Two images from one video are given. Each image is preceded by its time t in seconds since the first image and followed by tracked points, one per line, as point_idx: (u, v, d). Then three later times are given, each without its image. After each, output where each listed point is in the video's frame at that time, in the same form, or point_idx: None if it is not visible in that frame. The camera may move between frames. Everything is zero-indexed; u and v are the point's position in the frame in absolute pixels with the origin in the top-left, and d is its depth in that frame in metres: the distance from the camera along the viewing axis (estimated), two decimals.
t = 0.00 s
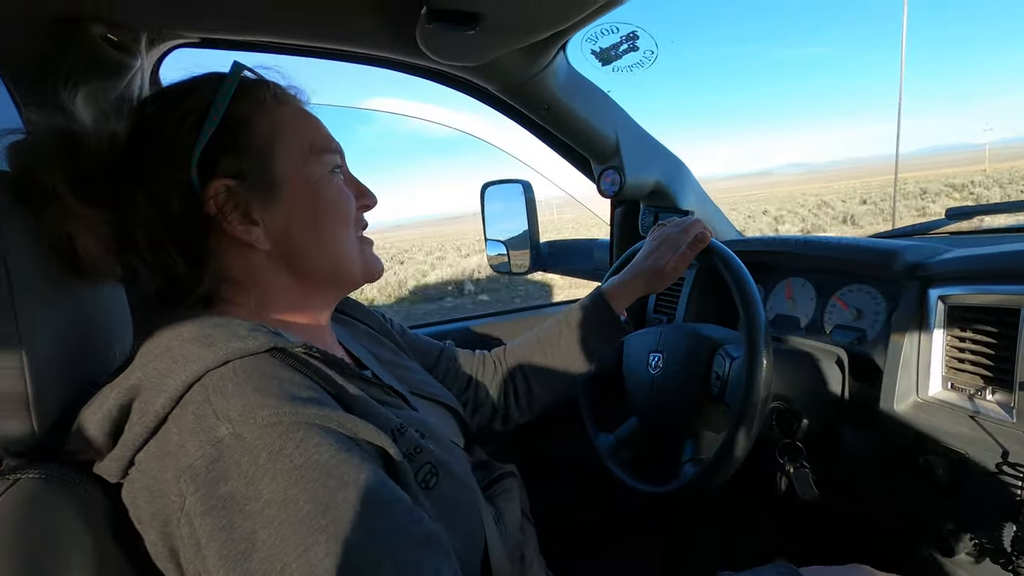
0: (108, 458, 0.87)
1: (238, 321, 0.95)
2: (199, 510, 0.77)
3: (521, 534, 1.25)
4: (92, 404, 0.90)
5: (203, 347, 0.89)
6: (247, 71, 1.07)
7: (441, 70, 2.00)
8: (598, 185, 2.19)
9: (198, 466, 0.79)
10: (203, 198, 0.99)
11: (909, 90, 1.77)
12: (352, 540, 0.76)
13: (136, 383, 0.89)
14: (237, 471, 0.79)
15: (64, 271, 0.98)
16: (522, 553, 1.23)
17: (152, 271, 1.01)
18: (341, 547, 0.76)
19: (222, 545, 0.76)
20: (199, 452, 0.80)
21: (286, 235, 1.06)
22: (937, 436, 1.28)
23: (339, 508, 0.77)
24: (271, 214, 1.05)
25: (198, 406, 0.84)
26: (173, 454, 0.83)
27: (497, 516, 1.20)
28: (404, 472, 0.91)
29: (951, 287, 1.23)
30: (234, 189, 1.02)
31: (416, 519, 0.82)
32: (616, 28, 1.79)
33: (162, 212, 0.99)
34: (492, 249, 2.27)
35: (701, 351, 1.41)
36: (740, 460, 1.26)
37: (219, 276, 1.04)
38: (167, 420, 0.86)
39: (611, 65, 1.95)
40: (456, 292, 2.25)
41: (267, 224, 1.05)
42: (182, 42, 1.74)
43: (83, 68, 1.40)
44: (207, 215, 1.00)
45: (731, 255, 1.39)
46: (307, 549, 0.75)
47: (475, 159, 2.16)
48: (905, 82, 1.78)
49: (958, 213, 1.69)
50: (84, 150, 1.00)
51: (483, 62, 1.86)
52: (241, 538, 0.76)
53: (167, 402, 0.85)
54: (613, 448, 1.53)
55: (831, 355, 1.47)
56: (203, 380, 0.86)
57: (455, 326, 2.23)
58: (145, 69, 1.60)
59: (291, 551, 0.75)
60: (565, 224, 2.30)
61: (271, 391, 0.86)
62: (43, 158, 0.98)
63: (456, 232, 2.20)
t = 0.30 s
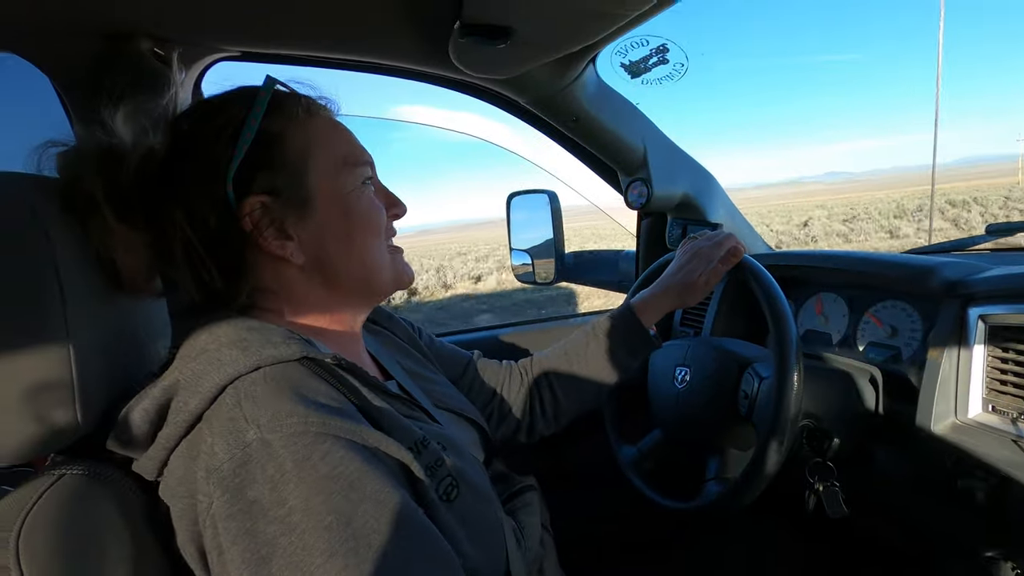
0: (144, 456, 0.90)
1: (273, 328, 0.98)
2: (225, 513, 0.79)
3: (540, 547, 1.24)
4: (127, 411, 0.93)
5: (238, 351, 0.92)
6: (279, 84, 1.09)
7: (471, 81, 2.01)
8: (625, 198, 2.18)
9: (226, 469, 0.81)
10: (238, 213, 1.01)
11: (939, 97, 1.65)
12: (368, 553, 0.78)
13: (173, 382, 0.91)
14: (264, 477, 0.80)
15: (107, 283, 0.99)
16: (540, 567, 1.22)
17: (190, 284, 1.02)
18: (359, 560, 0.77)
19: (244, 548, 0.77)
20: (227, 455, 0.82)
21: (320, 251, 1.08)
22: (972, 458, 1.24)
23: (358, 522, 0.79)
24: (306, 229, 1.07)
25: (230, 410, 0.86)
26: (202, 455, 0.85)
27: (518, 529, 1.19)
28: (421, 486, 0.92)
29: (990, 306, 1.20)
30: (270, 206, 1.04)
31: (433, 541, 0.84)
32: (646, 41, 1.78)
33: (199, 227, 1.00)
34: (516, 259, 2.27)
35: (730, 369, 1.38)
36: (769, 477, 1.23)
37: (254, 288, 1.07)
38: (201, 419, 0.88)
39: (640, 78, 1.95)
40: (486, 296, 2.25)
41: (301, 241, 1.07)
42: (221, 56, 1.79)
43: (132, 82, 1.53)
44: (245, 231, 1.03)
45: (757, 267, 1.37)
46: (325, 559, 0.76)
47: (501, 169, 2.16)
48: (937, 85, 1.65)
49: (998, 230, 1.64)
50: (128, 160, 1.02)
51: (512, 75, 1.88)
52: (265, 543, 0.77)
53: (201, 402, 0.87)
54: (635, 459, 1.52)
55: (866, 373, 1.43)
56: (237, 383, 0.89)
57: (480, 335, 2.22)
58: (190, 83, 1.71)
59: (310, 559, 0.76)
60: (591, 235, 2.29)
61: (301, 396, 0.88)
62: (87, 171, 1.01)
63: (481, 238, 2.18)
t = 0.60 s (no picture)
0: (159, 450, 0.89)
1: (294, 330, 0.97)
2: (233, 512, 0.77)
3: (545, 550, 1.23)
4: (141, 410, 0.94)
5: (256, 350, 0.90)
6: (299, 87, 1.07)
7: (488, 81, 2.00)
8: (640, 199, 2.16)
9: (236, 468, 0.80)
10: (257, 220, 1.00)
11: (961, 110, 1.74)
12: (375, 559, 0.76)
13: (191, 377, 0.91)
14: (275, 477, 0.79)
15: (121, 286, 0.99)
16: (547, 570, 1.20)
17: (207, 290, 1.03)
18: (366, 565, 0.75)
19: (252, 549, 0.75)
20: (239, 454, 0.81)
21: (338, 259, 1.06)
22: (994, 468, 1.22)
23: (366, 527, 0.78)
24: (324, 238, 1.05)
25: (244, 408, 0.85)
26: (216, 452, 0.84)
27: (528, 536, 1.18)
28: (432, 492, 0.90)
29: (1017, 313, 1.19)
30: (287, 216, 1.02)
31: (441, 549, 0.83)
32: (662, 41, 1.76)
33: (218, 239, 1.00)
34: (527, 259, 2.23)
35: (744, 373, 1.36)
36: (787, 479, 1.21)
37: (271, 296, 1.06)
38: (215, 416, 0.87)
39: (656, 78, 1.93)
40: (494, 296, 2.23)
41: (319, 250, 1.05)
42: (238, 53, 1.79)
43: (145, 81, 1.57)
44: (261, 241, 1.02)
45: (781, 276, 1.33)
46: (331, 562, 0.75)
47: (514, 168, 2.15)
48: (960, 95, 1.74)
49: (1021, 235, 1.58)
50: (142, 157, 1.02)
51: (527, 74, 1.87)
52: (272, 544, 0.76)
53: (217, 398, 0.87)
54: (645, 464, 1.50)
55: (885, 381, 1.41)
56: (252, 382, 0.88)
57: (486, 334, 2.22)
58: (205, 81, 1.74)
59: (317, 563, 0.75)
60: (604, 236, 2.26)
61: (315, 397, 0.87)
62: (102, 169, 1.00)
63: (491, 236, 2.16)
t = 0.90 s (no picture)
0: (177, 445, 0.90)
1: (306, 328, 0.98)
2: (251, 506, 0.79)
3: (553, 547, 1.24)
4: (157, 410, 0.94)
5: (273, 347, 0.92)
6: (310, 88, 1.09)
7: (497, 83, 2.01)
8: (644, 199, 2.15)
9: (254, 462, 0.81)
10: (272, 225, 1.01)
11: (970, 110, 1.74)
12: (391, 553, 0.77)
13: (209, 373, 0.92)
14: (292, 472, 0.80)
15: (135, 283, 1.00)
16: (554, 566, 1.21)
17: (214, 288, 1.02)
18: (382, 559, 0.77)
19: (269, 544, 0.77)
20: (257, 449, 0.82)
21: (351, 264, 1.08)
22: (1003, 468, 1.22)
23: (382, 521, 0.79)
24: (339, 245, 1.07)
25: (262, 404, 0.86)
26: (233, 448, 0.85)
27: (536, 533, 1.19)
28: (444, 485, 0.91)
29: None
30: (302, 224, 1.04)
31: (455, 544, 0.84)
32: (669, 41, 1.77)
33: (232, 244, 1.00)
34: (532, 260, 2.25)
35: (751, 374, 1.36)
36: (796, 478, 1.21)
37: (287, 303, 1.07)
38: (233, 413, 0.88)
39: (662, 78, 1.93)
40: (499, 297, 2.26)
41: (333, 256, 1.07)
42: (247, 54, 1.80)
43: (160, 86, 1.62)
44: (276, 250, 1.03)
45: (786, 273, 1.34)
46: (349, 556, 0.76)
47: (521, 168, 2.16)
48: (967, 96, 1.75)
49: None
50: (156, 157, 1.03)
51: (534, 75, 1.87)
52: (290, 538, 0.77)
53: (234, 395, 0.88)
54: (649, 461, 1.50)
55: (890, 381, 1.40)
56: (269, 378, 0.89)
57: (491, 334, 2.24)
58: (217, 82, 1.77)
59: (335, 557, 0.76)
60: (610, 238, 2.26)
61: (331, 393, 0.88)
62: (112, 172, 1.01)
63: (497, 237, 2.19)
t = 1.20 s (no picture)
0: (178, 447, 0.90)
1: (311, 331, 0.98)
2: (253, 510, 0.78)
3: (556, 548, 1.23)
4: (160, 412, 0.94)
5: (277, 350, 0.91)
6: (320, 93, 1.09)
7: (499, 85, 2.00)
8: (647, 200, 2.15)
9: (257, 465, 0.81)
10: (279, 228, 1.01)
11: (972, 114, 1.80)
12: (394, 558, 0.77)
13: (211, 376, 0.92)
14: (295, 476, 0.80)
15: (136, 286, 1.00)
16: (556, 567, 1.21)
17: (220, 288, 1.02)
18: (384, 564, 0.76)
19: (271, 547, 0.76)
20: (259, 452, 0.82)
21: (357, 266, 1.08)
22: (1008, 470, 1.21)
23: (385, 525, 0.79)
24: (344, 247, 1.06)
25: (265, 408, 0.86)
26: (235, 450, 0.84)
27: (539, 534, 1.18)
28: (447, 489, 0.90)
29: None
30: (308, 225, 1.04)
31: (459, 550, 0.83)
32: (672, 43, 1.77)
33: (238, 244, 1.00)
34: (534, 262, 2.24)
35: (754, 377, 1.35)
36: (800, 480, 1.20)
37: (292, 304, 1.07)
38: (237, 414, 0.88)
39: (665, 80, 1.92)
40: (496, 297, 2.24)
41: (339, 258, 1.06)
42: (249, 55, 1.80)
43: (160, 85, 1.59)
44: (283, 250, 1.03)
45: (789, 275, 1.33)
46: (351, 560, 0.76)
47: (523, 170, 2.16)
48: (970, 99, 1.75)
49: None
50: (163, 160, 1.03)
51: (536, 76, 1.87)
52: (292, 542, 0.76)
53: (239, 396, 0.87)
54: (651, 464, 1.50)
55: (895, 385, 1.39)
56: (273, 381, 0.88)
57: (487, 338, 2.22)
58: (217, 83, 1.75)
59: (337, 561, 0.76)
60: (613, 239, 2.26)
61: (334, 397, 0.87)
62: (119, 173, 1.01)
63: (499, 237, 2.18)
